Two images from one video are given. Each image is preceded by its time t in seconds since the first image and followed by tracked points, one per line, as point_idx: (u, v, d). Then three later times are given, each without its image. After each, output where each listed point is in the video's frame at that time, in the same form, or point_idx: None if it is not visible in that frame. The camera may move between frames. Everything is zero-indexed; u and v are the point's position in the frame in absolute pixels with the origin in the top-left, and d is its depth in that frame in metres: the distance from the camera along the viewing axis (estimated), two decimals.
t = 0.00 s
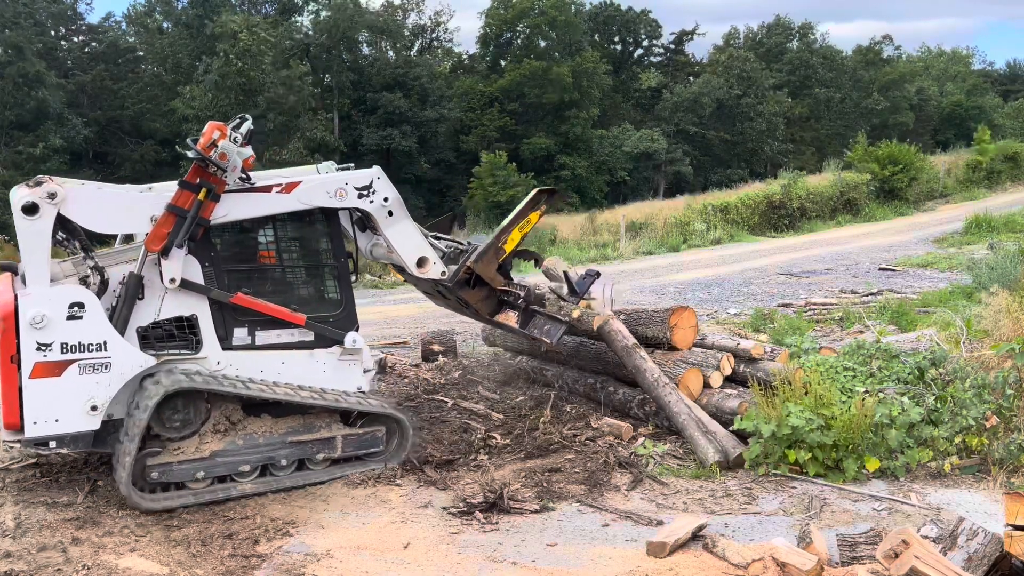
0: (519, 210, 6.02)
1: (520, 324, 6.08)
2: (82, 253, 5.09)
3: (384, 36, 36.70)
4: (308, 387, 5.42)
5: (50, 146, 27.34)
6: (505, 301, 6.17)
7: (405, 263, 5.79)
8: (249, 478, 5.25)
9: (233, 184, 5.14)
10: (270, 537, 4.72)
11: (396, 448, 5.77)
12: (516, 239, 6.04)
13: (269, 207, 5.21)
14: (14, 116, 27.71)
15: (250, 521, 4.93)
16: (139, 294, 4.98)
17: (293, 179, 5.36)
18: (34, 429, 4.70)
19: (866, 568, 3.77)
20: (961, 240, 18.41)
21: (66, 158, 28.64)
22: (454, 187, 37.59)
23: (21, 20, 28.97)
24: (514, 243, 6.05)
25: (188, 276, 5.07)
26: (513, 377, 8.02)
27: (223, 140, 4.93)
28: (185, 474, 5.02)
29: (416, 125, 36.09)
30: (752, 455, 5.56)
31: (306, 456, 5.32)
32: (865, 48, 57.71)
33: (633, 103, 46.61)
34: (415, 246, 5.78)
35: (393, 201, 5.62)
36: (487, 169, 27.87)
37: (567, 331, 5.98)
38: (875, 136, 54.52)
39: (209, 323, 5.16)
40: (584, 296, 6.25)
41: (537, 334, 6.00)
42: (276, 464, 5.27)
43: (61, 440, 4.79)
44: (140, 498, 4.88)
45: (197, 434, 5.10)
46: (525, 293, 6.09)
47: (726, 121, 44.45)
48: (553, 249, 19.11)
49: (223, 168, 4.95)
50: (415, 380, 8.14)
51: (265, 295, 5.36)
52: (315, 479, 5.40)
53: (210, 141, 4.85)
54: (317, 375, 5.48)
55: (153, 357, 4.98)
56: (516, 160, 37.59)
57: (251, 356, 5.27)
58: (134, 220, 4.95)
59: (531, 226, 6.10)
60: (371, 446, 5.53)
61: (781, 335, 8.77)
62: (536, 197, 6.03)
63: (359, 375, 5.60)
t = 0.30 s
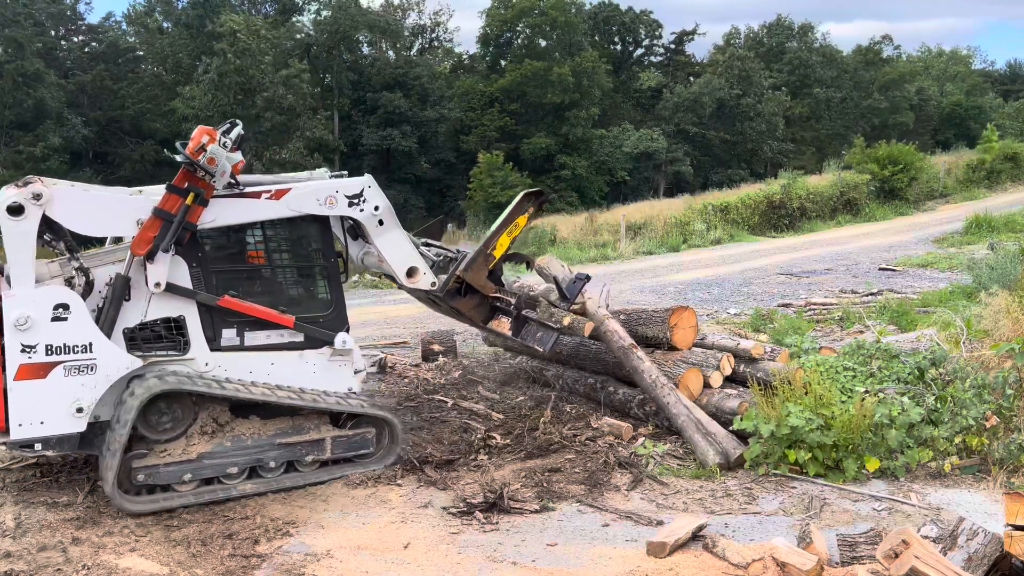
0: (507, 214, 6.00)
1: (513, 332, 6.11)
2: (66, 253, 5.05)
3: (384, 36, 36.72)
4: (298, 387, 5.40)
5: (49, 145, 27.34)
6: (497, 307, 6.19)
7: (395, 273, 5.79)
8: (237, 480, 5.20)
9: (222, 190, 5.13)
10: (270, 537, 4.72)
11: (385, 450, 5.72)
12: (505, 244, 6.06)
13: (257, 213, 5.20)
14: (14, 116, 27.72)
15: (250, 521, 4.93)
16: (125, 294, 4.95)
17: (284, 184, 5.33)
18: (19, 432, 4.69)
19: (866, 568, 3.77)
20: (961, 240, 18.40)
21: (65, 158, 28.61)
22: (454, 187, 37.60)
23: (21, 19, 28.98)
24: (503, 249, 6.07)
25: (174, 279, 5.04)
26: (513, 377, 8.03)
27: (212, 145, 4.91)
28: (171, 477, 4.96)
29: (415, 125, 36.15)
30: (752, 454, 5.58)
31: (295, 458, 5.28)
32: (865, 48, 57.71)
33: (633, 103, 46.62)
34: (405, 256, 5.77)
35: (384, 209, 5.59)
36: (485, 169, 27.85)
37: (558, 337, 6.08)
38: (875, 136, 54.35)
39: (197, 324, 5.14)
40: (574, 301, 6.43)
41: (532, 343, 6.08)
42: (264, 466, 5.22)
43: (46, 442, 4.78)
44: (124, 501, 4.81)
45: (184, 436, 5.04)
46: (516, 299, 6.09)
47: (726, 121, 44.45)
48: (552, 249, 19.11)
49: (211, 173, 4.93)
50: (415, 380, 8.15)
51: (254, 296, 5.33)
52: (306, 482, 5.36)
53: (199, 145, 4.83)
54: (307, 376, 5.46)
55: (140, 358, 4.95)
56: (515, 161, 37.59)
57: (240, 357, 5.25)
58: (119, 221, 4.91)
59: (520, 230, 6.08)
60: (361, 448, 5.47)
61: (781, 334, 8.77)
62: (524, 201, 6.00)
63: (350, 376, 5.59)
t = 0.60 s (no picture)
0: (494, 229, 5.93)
1: (503, 350, 6.09)
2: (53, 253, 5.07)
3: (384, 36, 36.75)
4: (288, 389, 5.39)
5: (49, 145, 27.34)
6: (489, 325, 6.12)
7: (384, 291, 5.71)
8: (224, 482, 5.16)
9: (213, 200, 5.11)
10: (270, 537, 4.72)
11: (375, 452, 5.68)
12: (493, 259, 5.96)
13: (248, 224, 5.18)
14: (13, 115, 27.72)
15: (250, 521, 4.93)
16: (113, 297, 4.97)
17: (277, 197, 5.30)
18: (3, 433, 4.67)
19: (866, 568, 3.77)
20: (961, 240, 18.40)
21: (65, 157, 28.61)
22: (454, 187, 37.59)
23: (20, 19, 28.97)
24: (491, 264, 5.97)
25: (160, 285, 5.02)
26: (513, 377, 8.03)
27: (206, 154, 4.90)
28: (158, 479, 4.92)
29: (415, 125, 36.19)
30: (752, 455, 5.58)
31: (284, 460, 5.23)
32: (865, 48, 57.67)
33: (633, 103, 46.63)
34: (396, 275, 5.70)
35: (376, 227, 5.52)
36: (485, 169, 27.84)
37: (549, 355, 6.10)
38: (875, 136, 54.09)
39: (186, 326, 5.14)
40: (564, 316, 6.45)
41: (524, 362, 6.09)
42: (253, 468, 5.17)
43: (31, 444, 4.75)
44: (110, 503, 4.77)
45: (171, 438, 5.01)
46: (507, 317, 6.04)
47: (726, 121, 44.45)
48: (552, 249, 19.11)
49: (203, 182, 4.92)
50: (415, 380, 8.15)
51: (243, 297, 5.33)
52: (297, 484, 5.32)
53: (193, 154, 4.83)
54: (297, 378, 5.45)
55: (127, 360, 4.94)
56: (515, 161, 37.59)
57: (229, 358, 5.24)
58: (108, 225, 4.91)
59: (506, 244, 6.01)
60: (351, 450, 5.45)
61: (781, 335, 8.77)
62: (509, 214, 5.91)
63: (341, 378, 5.57)
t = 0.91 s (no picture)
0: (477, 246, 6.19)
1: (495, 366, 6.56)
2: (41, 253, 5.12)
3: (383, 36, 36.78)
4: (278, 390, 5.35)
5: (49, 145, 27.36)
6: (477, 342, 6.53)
7: (372, 311, 5.60)
8: (212, 485, 5.14)
9: (206, 210, 5.13)
10: (270, 537, 4.73)
11: (365, 454, 5.66)
12: (478, 277, 6.25)
13: (240, 236, 5.18)
14: (13, 115, 27.82)
15: (250, 521, 4.93)
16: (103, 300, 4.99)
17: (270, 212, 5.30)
18: None
19: (866, 568, 3.77)
20: (961, 240, 18.39)
21: (65, 157, 28.63)
22: (454, 187, 37.60)
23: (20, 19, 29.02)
24: (477, 281, 6.27)
25: (148, 290, 5.03)
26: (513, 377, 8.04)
27: (201, 164, 4.92)
28: (145, 481, 4.91)
29: (415, 125, 36.22)
30: (752, 455, 5.57)
31: (272, 462, 5.21)
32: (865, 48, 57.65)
33: (633, 103, 46.65)
34: (385, 297, 5.60)
35: (368, 245, 5.46)
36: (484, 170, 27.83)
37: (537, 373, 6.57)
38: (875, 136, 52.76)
39: (175, 328, 5.13)
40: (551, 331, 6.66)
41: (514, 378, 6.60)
42: (241, 470, 5.17)
43: (18, 444, 4.73)
44: (97, 505, 4.76)
45: (158, 440, 4.99)
46: (493, 335, 6.40)
47: (726, 121, 44.46)
48: (552, 249, 19.10)
49: (196, 192, 4.93)
50: (416, 380, 8.16)
51: (231, 299, 5.31)
52: (300, 484, 5.34)
53: (187, 164, 4.84)
54: (287, 380, 5.41)
55: (113, 361, 4.91)
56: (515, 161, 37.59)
57: (218, 358, 5.23)
58: (98, 229, 4.90)
59: (491, 260, 6.26)
60: (341, 452, 5.43)
61: (781, 335, 8.77)
62: (489, 231, 6.13)
63: (332, 380, 5.52)
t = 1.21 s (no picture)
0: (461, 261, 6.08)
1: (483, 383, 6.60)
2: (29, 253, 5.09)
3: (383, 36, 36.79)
4: (269, 392, 5.32)
5: (49, 145, 27.39)
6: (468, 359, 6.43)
7: (361, 332, 5.62)
8: (200, 487, 5.09)
9: (198, 221, 5.08)
10: (270, 537, 4.72)
11: (355, 457, 5.60)
12: (463, 294, 6.14)
13: (232, 250, 5.14)
14: (13, 115, 27.82)
15: (250, 521, 4.93)
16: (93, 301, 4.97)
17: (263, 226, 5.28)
18: None
19: (866, 568, 3.77)
20: (961, 240, 18.38)
21: (65, 157, 28.64)
22: (454, 187, 37.64)
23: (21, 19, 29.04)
24: (462, 298, 6.16)
25: (136, 297, 4.99)
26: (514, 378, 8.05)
27: (196, 175, 4.88)
28: (133, 483, 4.85)
29: (415, 125, 36.23)
30: (752, 455, 5.57)
31: (262, 464, 5.18)
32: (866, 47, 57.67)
33: (633, 103, 46.68)
34: (375, 317, 5.62)
35: (360, 265, 5.47)
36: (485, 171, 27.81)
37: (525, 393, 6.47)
38: (875, 136, 53.22)
39: (163, 330, 5.10)
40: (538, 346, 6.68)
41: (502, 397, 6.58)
42: (230, 472, 5.12)
43: (5, 445, 4.70)
44: (83, 506, 4.72)
45: (145, 441, 4.95)
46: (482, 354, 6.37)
47: (726, 121, 44.49)
48: (552, 249, 19.09)
49: (190, 203, 4.88)
50: (416, 380, 8.17)
51: (221, 298, 5.29)
52: (300, 485, 5.34)
53: (183, 173, 4.81)
54: (278, 381, 5.37)
55: (101, 362, 4.88)
56: (515, 161, 37.61)
57: (208, 359, 5.19)
58: (88, 236, 4.85)
59: (476, 276, 6.13)
60: (331, 455, 5.37)
61: (781, 335, 8.77)
62: (471, 248, 6.01)
63: (324, 382, 5.49)
